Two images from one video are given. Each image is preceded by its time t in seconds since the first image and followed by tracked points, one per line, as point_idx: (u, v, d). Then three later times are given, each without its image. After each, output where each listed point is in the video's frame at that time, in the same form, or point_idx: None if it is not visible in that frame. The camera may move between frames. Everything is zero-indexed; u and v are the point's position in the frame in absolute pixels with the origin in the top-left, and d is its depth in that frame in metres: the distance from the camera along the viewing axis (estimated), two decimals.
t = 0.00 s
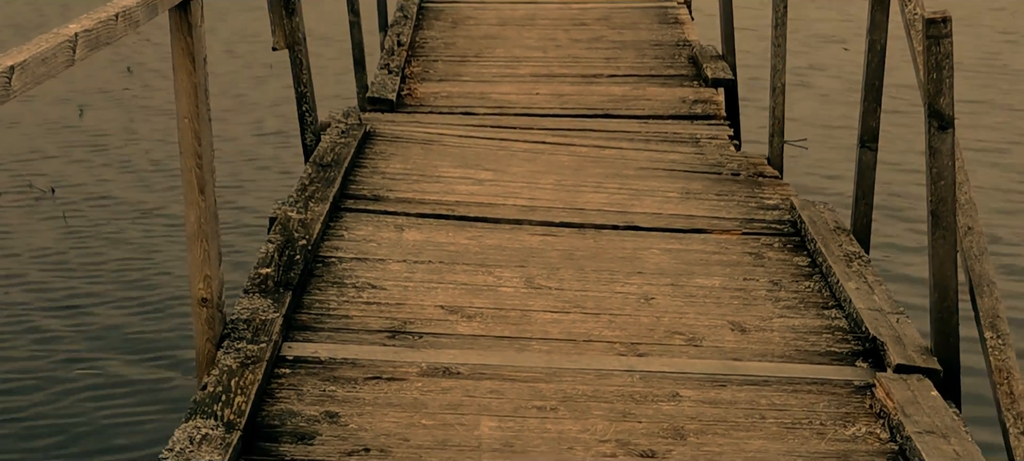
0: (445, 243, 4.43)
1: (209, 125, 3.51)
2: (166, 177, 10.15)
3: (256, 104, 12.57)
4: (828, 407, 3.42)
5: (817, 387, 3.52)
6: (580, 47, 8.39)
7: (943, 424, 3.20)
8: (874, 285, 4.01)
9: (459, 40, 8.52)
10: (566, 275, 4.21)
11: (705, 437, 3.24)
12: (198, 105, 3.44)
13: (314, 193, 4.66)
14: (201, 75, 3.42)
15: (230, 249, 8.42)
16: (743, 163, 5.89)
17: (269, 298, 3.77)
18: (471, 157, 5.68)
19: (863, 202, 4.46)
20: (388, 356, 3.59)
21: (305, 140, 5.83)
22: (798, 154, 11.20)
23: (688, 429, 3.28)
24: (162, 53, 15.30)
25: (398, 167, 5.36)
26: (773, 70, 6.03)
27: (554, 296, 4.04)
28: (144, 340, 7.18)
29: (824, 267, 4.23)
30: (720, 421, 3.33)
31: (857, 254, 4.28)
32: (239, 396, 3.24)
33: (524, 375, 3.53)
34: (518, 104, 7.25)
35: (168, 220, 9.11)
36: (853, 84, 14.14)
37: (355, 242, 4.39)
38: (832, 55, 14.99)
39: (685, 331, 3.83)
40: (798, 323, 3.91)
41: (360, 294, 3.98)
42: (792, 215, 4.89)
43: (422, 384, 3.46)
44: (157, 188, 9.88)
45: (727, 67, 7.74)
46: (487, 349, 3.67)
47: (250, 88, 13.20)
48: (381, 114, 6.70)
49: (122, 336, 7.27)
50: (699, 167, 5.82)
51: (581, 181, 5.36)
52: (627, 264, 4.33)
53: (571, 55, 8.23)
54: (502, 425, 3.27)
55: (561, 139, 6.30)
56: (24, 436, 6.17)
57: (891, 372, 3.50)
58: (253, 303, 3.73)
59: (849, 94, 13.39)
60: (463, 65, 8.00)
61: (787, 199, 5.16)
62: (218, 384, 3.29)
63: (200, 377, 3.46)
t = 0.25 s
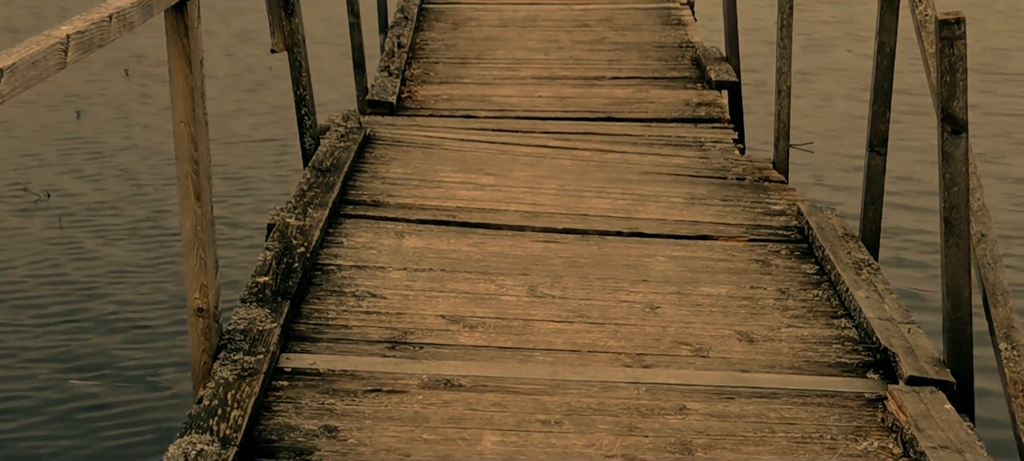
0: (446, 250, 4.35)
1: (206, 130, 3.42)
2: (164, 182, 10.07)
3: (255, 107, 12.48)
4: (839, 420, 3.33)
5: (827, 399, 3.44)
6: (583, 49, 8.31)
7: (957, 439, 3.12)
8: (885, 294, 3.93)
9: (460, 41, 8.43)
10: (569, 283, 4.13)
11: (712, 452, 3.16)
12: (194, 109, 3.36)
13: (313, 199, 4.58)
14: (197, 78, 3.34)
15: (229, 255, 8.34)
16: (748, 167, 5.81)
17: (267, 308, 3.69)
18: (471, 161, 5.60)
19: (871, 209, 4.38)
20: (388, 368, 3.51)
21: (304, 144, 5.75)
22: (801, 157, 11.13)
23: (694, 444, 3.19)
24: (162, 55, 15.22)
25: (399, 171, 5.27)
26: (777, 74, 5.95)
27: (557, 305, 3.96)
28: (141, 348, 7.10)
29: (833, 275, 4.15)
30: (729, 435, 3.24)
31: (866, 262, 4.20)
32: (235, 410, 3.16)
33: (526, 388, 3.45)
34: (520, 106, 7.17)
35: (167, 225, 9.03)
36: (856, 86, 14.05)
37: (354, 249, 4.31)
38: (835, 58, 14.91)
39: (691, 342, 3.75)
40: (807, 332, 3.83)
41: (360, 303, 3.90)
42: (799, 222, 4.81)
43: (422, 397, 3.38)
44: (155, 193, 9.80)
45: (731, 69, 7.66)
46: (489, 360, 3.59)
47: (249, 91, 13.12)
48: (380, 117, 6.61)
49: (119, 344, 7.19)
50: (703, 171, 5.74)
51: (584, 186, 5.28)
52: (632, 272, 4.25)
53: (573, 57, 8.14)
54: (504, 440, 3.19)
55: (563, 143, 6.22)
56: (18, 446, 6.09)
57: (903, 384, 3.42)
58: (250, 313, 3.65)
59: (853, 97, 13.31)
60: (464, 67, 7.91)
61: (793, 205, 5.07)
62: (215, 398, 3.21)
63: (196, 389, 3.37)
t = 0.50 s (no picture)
0: (445, 262, 4.23)
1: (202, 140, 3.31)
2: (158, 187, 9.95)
3: (251, 110, 12.36)
4: (854, 441, 3.22)
5: (841, 418, 3.32)
6: (583, 52, 8.19)
7: None
8: (899, 308, 3.81)
9: (459, 44, 8.32)
10: (573, 296, 4.02)
11: None
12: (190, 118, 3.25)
13: (309, 208, 4.46)
14: (193, 86, 3.23)
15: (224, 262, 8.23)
16: (753, 174, 5.69)
17: (262, 322, 3.57)
18: (472, 168, 5.48)
19: (884, 219, 4.28)
20: (386, 386, 3.39)
21: (301, 150, 5.63)
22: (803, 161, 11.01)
23: None
24: (158, 58, 15.12)
25: (397, 179, 5.16)
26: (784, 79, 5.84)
27: (559, 319, 3.84)
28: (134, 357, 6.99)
29: (845, 288, 4.03)
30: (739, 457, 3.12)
31: (878, 274, 4.09)
32: (229, 431, 3.04)
33: (528, 407, 3.33)
34: (520, 111, 7.05)
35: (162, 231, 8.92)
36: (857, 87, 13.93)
37: (351, 261, 4.19)
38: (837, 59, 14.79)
39: (699, 358, 3.63)
40: (819, 348, 3.72)
41: (357, 317, 3.78)
42: (807, 232, 4.69)
43: (422, 417, 3.26)
44: (150, 198, 9.68)
45: (734, 72, 7.54)
46: (490, 377, 3.48)
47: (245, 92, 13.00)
48: (378, 122, 6.50)
49: (112, 355, 7.08)
50: (708, 177, 5.62)
51: (587, 194, 5.16)
52: (637, 285, 4.13)
53: (573, 60, 8.03)
54: None
55: (565, 148, 6.10)
56: None
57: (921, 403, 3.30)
58: (245, 328, 3.53)
59: (854, 99, 13.20)
60: (463, 71, 7.80)
61: (801, 213, 4.96)
62: (207, 418, 3.09)
63: (188, 408, 3.25)
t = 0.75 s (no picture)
0: (444, 272, 4.14)
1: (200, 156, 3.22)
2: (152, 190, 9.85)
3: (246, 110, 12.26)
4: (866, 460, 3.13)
5: (852, 436, 3.23)
6: (582, 53, 8.09)
7: None
8: (910, 322, 3.73)
9: (456, 45, 8.22)
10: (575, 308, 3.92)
11: None
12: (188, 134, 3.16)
13: (305, 218, 4.37)
14: (192, 101, 3.14)
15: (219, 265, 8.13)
16: (755, 179, 5.61)
17: (257, 337, 3.48)
18: (471, 173, 5.39)
19: (894, 226, 4.27)
20: (385, 402, 3.30)
21: (297, 156, 5.54)
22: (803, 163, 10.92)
23: None
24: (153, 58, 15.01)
25: (395, 185, 5.06)
26: (788, 83, 5.78)
27: (561, 332, 3.74)
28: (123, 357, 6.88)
29: (854, 300, 3.94)
30: None
31: (887, 285, 4.00)
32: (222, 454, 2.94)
33: (530, 425, 3.23)
34: (518, 113, 6.95)
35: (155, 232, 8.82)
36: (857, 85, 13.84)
37: (348, 271, 4.10)
38: (836, 59, 14.70)
39: (705, 373, 3.54)
40: (827, 362, 3.63)
41: (354, 331, 3.68)
42: (813, 240, 4.60)
43: (421, 436, 3.16)
44: (144, 204, 9.58)
45: (735, 74, 7.45)
46: (491, 393, 3.38)
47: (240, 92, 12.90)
48: (375, 125, 6.40)
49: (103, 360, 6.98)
50: (711, 182, 5.53)
51: (588, 201, 5.07)
52: (640, 296, 4.04)
53: (572, 61, 7.93)
54: None
55: (565, 153, 6.01)
56: None
57: (936, 421, 3.21)
58: (239, 343, 3.44)
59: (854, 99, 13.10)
60: (460, 72, 7.70)
61: (806, 220, 4.87)
62: (200, 440, 3.00)
63: (181, 427, 3.16)
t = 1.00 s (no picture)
0: (441, 284, 4.05)
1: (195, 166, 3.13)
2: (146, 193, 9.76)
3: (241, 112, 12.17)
4: None
5: (862, 456, 3.14)
6: (580, 56, 8.00)
7: None
8: (921, 336, 3.64)
9: (453, 48, 8.13)
10: (576, 321, 3.83)
11: None
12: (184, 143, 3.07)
13: (301, 227, 4.27)
14: (187, 110, 3.05)
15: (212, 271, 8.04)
16: (757, 186, 5.52)
17: (250, 353, 3.38)
18: (469, 181, 5.30)
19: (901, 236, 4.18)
20: (382, 420, 3.21)
21: (292, 163, 5.45)
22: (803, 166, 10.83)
23: None
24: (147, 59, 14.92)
25: (392, 193, 4.97)
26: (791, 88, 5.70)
27: (562, 346, 3.65)
28: (115, 364, 6.79)
29: (862, 314, 3.85)
30: None
31: (895, 297, 3.91)
32: None
33: (531, 444, 3.14)
34: (516, 118, 6.86)
35: (148, 236, 8.72)
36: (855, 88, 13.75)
37: (343, 283, 4.00)
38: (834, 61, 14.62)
39: (710, 389, 3.45)
40: (835, 378, 3.54)
41: (350, 345, 3.59)
42: (818, 250, 4.51)
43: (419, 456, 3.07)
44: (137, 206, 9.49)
45: (735, 78, 7.36)
46: (491, 411, 3.29)
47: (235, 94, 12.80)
48: (371, 131, 6.31)
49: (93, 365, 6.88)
50: (712, 189, 5.44)
51: (588, 209, 4.98)
52: (643, 308, 3.95)
53: (570, 65, 7.84)
54: None
55: (564, 158, 5.92)
56: None
57: (950, 442, 3.12)
58: (232, 359, 3.35)
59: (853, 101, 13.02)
60: (457, 76, 7.61)
61: (810, 230, 4.78)
62: None
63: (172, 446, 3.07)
